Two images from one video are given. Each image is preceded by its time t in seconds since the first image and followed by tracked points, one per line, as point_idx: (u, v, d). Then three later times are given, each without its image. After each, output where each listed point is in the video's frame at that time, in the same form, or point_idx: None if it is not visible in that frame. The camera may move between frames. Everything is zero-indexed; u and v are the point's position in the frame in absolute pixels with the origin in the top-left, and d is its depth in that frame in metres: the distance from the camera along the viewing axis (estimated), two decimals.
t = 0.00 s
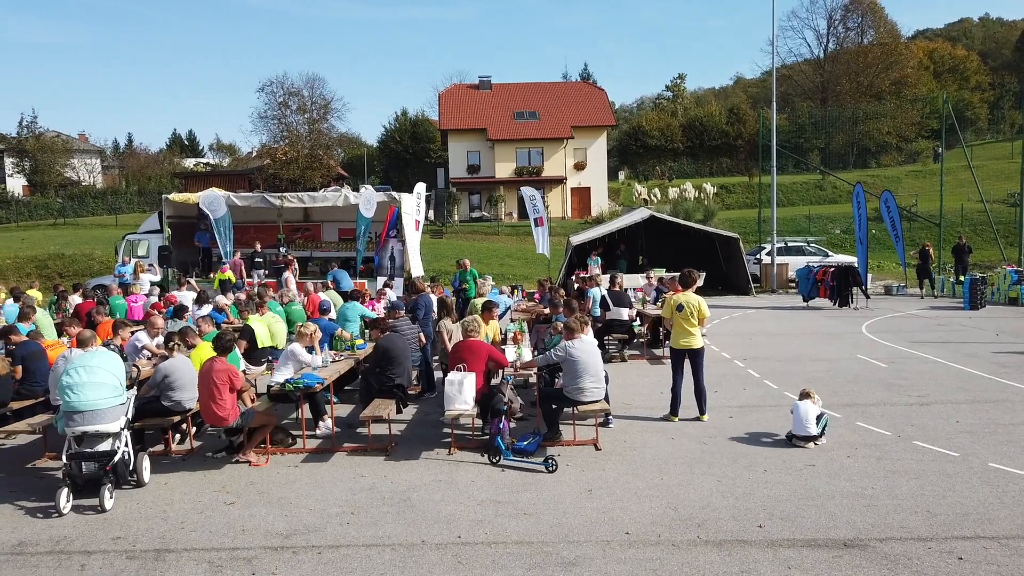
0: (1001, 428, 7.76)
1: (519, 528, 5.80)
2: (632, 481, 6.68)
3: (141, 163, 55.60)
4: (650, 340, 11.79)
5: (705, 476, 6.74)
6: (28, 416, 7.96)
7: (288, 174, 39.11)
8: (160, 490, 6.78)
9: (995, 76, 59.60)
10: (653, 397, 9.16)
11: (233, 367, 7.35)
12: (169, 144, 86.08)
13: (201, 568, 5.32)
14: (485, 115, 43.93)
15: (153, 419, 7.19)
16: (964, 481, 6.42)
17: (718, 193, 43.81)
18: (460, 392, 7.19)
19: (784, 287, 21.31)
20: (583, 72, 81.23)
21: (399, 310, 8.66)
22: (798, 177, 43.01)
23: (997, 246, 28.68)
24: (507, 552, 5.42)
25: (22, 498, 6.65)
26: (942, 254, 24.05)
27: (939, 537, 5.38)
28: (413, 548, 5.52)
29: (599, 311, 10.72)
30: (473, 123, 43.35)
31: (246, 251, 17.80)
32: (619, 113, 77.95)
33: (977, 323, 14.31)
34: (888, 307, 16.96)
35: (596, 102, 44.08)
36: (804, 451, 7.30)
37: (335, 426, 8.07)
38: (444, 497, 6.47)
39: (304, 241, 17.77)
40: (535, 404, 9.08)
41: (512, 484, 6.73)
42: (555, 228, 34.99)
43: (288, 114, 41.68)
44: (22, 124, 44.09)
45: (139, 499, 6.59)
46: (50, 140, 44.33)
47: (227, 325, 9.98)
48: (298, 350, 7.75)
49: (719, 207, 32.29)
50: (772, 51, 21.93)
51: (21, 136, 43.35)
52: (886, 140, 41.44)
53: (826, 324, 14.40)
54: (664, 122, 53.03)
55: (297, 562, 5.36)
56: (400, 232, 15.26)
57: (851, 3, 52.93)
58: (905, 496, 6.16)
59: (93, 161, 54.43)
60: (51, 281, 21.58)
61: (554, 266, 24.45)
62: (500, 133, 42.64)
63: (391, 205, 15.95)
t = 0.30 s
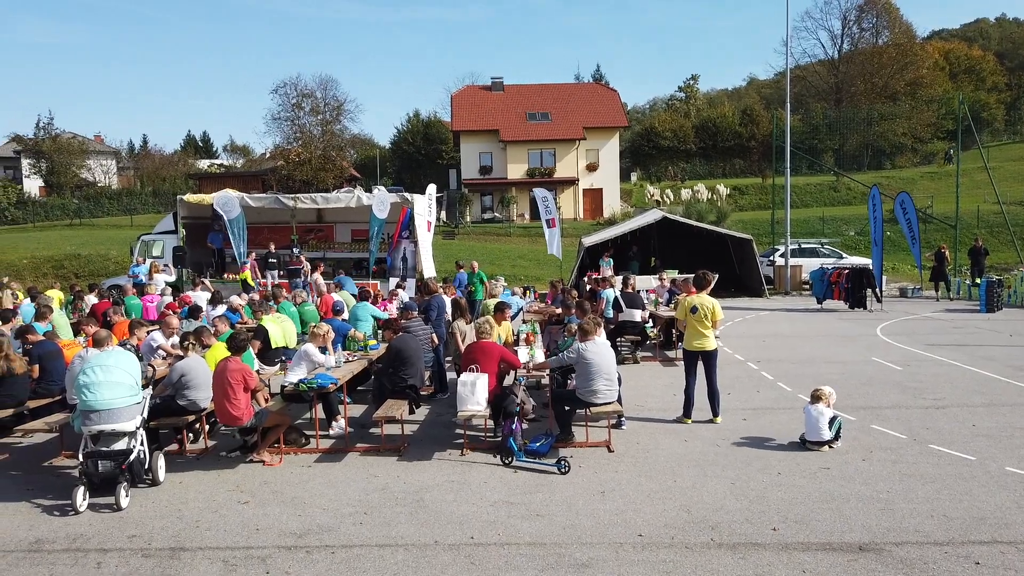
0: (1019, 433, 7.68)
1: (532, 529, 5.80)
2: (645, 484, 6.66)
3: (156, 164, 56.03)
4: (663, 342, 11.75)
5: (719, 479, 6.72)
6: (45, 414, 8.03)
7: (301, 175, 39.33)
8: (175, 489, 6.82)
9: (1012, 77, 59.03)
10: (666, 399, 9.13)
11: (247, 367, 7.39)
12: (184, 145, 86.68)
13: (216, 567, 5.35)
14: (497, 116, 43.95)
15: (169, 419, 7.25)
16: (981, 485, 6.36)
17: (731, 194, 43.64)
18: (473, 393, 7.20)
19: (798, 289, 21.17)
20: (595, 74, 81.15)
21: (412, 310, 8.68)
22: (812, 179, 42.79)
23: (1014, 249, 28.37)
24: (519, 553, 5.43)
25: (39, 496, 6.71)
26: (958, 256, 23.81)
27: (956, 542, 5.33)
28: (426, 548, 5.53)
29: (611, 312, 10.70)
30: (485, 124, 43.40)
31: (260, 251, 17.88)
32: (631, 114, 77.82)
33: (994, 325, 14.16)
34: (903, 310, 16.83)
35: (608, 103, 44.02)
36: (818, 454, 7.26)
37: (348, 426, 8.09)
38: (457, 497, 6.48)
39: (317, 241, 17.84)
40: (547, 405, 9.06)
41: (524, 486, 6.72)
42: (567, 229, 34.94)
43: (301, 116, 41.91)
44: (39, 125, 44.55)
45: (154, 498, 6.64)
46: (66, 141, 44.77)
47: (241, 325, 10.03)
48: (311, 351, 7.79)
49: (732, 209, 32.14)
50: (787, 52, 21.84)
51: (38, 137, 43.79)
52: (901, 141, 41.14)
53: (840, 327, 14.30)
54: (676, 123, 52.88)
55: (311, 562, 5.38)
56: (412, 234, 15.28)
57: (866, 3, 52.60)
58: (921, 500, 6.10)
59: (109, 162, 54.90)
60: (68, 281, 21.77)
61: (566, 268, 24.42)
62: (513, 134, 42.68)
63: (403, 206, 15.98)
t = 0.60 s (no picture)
0: None
1: (549, 530, 5.79)
2: (662, 485, 6.63)
3: (174, 164, 56.50)
4: (679, 343, 11.68)
5: (737, 481, 6.68)
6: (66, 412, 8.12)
7: (318, 175, 39.56)
8: (194, 487, 6.88)
9: None
10: (683, 400, 9.09)
11: (265, 366, 7.43)
12: (201, 146, 87.31)
13: (235, 565, 5.38)
14: (513, 116, 43.98)
15: (188, 417, 7.30)
16: (1003, 489, 6.29)
17: (748, 195, 43.42)
18: (490, 393, 7.20)
19: (816, 290, 20.97)
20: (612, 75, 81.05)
21: (428, 310, 8.70)
22: (830, 179, 42.50)
23: None
24: (536, 553, 5.42)
25: (61, 493, 6.79)
26: (979, 257, 23.54)
27: (978, 547, 5.27)
28: (442, 548, 5.54)
29: (628, 313, 10.66)
30: (501, 125, 43.45)
31: (277, 252, 17.98)
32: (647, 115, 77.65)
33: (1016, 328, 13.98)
34: (923, 312, 16.66)
35: (623, 103, 43.93)
36: (838, 458, 7.19)
37: (365, 426, 8.10)
38: (473, 498, 6.48)
39: (334, 242, 17.92)
40: (563, 406, 9.05)
41: (541, 486, 6.72)
42: (583, 230, 34.89)
43: (317, 117, 42.18)
44: (60, 126, 45.08)
45: (173, 496, 6.69)
46: (87, 142, 45.27)
47: (259, 324, 10.10)
48: (328, 350, 7.83)
49: (749, 210, 31.98)
50: (805, 53, 21.71)
51: (58, 138, 44.30)
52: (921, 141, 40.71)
53: (859, 328, 14.17)
54: (693, 123, 52.68)
55: (329, 560, 5.41)
56: (428, 234, 15.30)
57: (885, 2, 52.21)
58: (942, 504, 6.04)
59: (128, 162, 55.43)
60: (88, 281, 22.00)
61: (581, 269, 24.38)
62: (528, 135, 42.70)
63: (419, 208, 16.01)
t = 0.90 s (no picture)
0: None
1: (570, 531, 5.79)
2: (683, 487, 6.60)
3: (197, 164, 57.09)
4: (700, 344, 11.62)
5: (759, 483, 6.63)
6: (92, 409, 8.24)
7: (339, 175, 39.77)
8: (217, 484, 6.94)
9: None
10: (704, 402, 9.04)
11: (287, 365, 7.48)
12: (223, 147, 88.16)
13: (258, 562, 5.43)
14: (532, 116, 43.96)
15: (211, 414, 7.38)
16: None
17: (769, 195, 43.08)
18: (510, 393, 7.21)
19: (838, 292, 20.70)
20: (631, 75, 80.81)
21: (448, 310, 8.72)
22: (853, 179, 42.05)
23: None
24: (557, 554, 5.41)
25: (87, 489, 6.88)
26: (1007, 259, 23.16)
27: (1005, 553, 5.19)
28: (463, 548, 5.54)
29: (648, 314, 10.62)
30: (520, 125, 43.46)
31: (298, 251, 18.10)
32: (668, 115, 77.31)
33: None
34: (948, 314, 16.44)
35: (643, 103, 43.75)
36: (861, 461, 7.12)
37: (385, 425, 8.12)
38: (494, 497, 6.48)
39: (354, 241, 18.00)
40: (583, 407, 9.03)
41: (561, 487, 6.71)
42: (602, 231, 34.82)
43: (338, 117, 42.46)
44: (85, 127, 45.71)
45: (197, 493, 6.76)
46: (111, 142, 45.86)
47: (281, 323, 10.18)
48: (350, 350, 7.87)
49: (771, 211, 31.75)
50: (828, 52, 21.52)
51: (84, 139, 44.92)
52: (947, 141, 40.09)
53: (883, 330, 14.01)
54: (713, 123, 52.38)
55: (350, 558, 5.43)
56: (448, 234, 15.33)
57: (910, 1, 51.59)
58: (969, 509, 5.95)
59: (151, 163, 56.05)
60: (113, 280, 22.27)
61: (600, 269, 24.31)
62: (548, 135, 42.66)
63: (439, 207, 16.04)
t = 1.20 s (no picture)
0: None
1: (590, 532, 5.77)
2: (703, 489, 6.56)
3: (218, 165, 57.60)
4: (720, 346, 11.55)
5: (780, 487, 6.57)
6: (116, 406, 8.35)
7: (358, 175, 39.98)
8: (239, 482, 7.00)
9: None
10: (724, 404, 8.98)
11: (308, 364, 7.53)
12: (245, 147, 89.00)
13: (279, 560, 5.47)
14: (551, 117, 43.92)
15: (233, 413, 7.44)
16: None
17: (790, 196, 42.74)
18: (529, 394, 7.20)
19: (861, 294, 20.47)
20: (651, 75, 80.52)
21: (467, 311, 8.74)
22: (875, 179, 41.61)
23: None
24: (577, 556, 5.40)
25: (112, 486, 6.96)
26: None
27: None
28: (483, 548, 5.55)
29: (668, 315, 10.57)
30: (539, 125, 43.44)
31: (318, 252, 18.20)
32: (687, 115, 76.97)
33: None
34: (973, 316, 16.21)
35: (662, 103, 43.55)
36: (885, 465, 7.04)
37: (405, 425, 8.15)
38: (513, 498, 6.48)
39: (373, 242, 18.08)
40: (602, 408, 9.00)
41: (581, 488, 6.69)
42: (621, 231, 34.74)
43: (358, 118, 42.68)
44: (110, 128, 46.27)
45: (219, 490, 6.83)
46: (135, 143, 46.38)
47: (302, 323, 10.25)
48: (370, 349, 7.91)
49: (791, 211, 31.49)
50: (852, 52, 21.30)
51: (108, 140, 45.47)
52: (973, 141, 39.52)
53: (906, 333, 13.84)
54: (734, 123, 52.08)
55: (370, 557, 5.46)
56: (467, 235, 15.39)
57: None
58: (996, 515, 5.86)
59: (174, 163, 56.67)
60: (136, 279, 22.52)
61: (620, 270, 24.24)
62: (567, 135, 42.60)
63: (457, 208, 16.08)
